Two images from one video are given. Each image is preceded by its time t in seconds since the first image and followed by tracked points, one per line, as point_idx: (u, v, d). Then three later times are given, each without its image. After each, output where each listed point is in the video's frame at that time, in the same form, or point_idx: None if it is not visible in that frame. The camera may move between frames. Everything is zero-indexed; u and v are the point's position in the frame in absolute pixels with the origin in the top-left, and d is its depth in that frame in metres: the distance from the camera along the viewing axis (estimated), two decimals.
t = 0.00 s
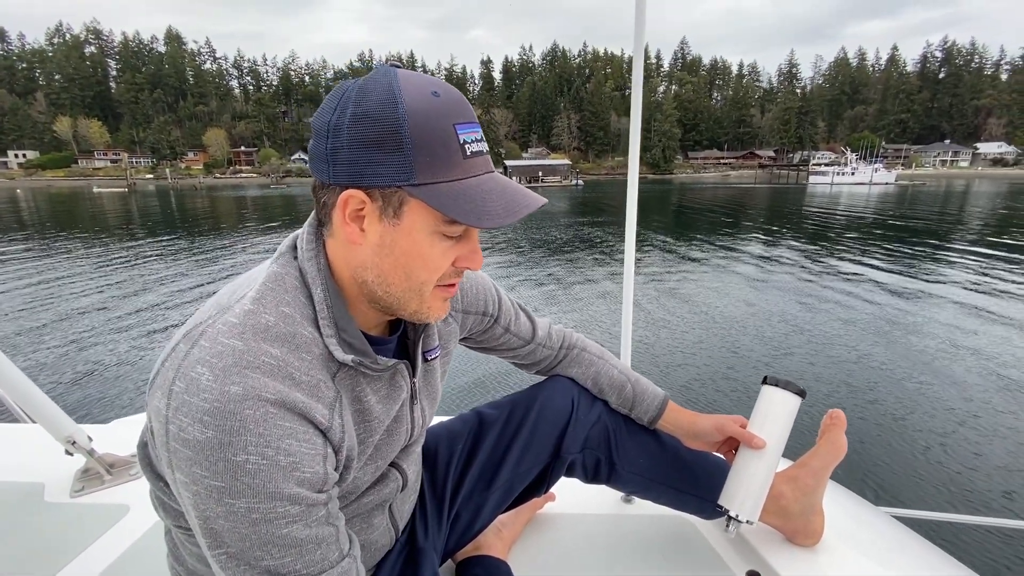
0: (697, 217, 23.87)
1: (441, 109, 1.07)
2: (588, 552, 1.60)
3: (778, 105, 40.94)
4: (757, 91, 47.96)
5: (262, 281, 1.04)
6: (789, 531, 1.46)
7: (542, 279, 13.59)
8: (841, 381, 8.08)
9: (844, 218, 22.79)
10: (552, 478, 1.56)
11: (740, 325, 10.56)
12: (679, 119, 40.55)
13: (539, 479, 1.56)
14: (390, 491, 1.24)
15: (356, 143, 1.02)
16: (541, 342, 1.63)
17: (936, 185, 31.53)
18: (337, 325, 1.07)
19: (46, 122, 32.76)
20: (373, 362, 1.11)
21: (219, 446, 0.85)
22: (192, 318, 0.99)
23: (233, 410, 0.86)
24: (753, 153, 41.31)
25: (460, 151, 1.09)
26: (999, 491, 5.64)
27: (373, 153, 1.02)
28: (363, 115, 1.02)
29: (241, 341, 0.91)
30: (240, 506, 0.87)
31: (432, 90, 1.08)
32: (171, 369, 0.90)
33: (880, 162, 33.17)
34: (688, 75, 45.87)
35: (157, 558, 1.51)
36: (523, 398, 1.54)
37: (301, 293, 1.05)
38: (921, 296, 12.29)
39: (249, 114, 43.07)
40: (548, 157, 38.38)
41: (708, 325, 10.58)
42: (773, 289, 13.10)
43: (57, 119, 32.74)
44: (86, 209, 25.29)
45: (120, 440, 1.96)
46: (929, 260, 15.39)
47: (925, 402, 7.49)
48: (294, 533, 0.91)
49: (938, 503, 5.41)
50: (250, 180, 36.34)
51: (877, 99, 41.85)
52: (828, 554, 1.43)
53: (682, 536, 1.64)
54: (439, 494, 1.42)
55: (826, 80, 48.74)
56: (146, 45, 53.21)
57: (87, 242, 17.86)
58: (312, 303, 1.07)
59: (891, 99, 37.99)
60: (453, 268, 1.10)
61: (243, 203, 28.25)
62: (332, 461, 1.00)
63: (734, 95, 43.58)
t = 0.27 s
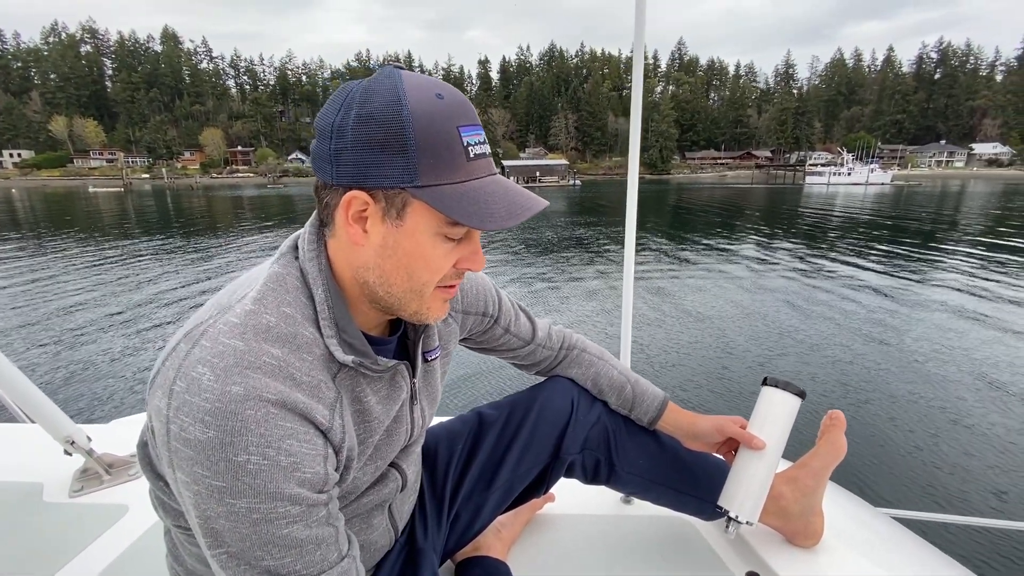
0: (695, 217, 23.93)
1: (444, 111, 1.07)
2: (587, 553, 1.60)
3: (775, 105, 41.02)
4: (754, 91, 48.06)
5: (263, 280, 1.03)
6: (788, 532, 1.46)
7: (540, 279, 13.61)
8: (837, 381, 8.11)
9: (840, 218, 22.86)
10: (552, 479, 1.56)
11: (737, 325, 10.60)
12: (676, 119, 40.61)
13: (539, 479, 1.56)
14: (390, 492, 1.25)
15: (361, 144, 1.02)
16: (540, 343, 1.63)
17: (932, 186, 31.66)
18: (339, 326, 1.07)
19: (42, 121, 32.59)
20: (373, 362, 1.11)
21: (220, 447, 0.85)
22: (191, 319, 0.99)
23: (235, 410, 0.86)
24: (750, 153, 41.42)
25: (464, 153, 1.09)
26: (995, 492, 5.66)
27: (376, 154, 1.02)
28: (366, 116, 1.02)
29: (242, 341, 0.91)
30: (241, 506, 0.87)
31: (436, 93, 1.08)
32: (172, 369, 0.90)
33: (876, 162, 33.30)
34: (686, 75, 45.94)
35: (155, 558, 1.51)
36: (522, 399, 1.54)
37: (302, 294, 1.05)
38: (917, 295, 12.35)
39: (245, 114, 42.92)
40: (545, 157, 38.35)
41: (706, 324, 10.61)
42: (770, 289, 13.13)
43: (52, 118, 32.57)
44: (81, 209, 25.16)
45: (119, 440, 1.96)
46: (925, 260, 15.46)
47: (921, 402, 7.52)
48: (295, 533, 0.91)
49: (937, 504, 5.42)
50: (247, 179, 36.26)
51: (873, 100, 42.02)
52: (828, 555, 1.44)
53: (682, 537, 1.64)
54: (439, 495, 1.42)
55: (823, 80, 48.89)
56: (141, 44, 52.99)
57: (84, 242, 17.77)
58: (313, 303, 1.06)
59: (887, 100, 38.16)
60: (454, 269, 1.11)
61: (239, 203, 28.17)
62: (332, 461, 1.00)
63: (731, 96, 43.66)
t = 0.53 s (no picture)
0: (692, 217, 23.98)
1: (447, 109, 1.07)
2: (591, 554, 1.60)
3: (772, 105, 41.11)
4: (750, 91, 48.17)
5: (265, 275, 1.03)
6: (788, 531, 1.47)
7: (538, 278, 13.63)
8: (835, 381, 8.13)
9: (837, 218, 22.94)
10: (552, 478, 1.56)
11: (734, 325, 10.63)
12: (674, 119, 40.66)
13: (539, 478, 1.57)
14: (391, 491, 1.24)
15: (364, 139, 1.03)
16: (540, 342, 1.63)
17: (928, 186, 31.79)
18: (341, 319, 1.07)
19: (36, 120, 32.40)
20: (376, 355, 1.10)
21: (221, 424, 0.85)
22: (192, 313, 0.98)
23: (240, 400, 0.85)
24: (747, 153, 41.51)
25: (465, 152, 1.09)
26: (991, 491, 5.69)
27: (381, 149, 1.02)
28: (368, 113, 1.02)
29: (245, 327, 0.91)
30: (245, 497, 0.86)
31: (439, 93, 1.09)
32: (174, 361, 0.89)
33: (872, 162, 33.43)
34: (683, 75, 45.98)
35: (157, 558, 1.50)
36: (523, 399, 1.54)
37: (303, 287, 1.05)
38: (913, 295, 12.41)
39: (242, 113, 42.76)
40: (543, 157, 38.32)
41: (703, 324, 10.63)
42: (768, 289, 13.16)
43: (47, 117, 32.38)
44: (77, 208, 25.01)
45: (119, 440, 1.95)
46: (920, 259, 15.54)
47: (918, 402, 7.55)
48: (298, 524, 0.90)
49: (937, 503, 5.43)
50: (244, 179, 36.16)
51: (869, 100, 42.20)
52: (828, 555, 1.44)
53: (683, 537, 1.64)
54: (440, 493, 1.42)
55: (819, 80, 49.04)
56: (137, 42, 52.74)
57: (80, 242, 17.67)
58: (316, 296, 1.06)
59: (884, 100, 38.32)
60: (453, 266, 1.10)
61: (236, 203, 28.09)
62: (333, 448, 0.99)
63: (728, 96, 43.72)
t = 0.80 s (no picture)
0: (689, 216, 24.04)
1: (448, 105, 1.07)
2: (590, 553, 1.60)
3: (769, 104, 41.29)
4: (747, 91, 48.32)
5: (265, 269, 1.03)
6: (788, 531, 1.47)
7: (536, 278, 13.64)
8: (831, 380, 8.15)
9: (833, 218, 23.04)
10: (552, 478, 1.56)
11: (731, 324, 10.67)
12: (671, 118, 40.71)
13: (539, 478, 1.57)
14: (392, 491, 1.24)
15: (363, 134, 1.03)
16: (541, 342, 1.63)
17: (923, 185, 31.94)
18: (341, 309, 1.06)
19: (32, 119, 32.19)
20: (373, 344, 1.09)
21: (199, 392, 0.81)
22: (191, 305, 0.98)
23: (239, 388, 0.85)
24: (744, 153, 41.61)
25: (465, 148, 1.08)
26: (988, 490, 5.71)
27: (384, 142, 1.02)
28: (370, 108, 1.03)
29: (244, 311, 0.91)
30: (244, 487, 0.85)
31: (440, 91, 1.09)
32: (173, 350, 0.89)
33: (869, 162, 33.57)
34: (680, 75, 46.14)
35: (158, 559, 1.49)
36: (524, 399, 1.54)
37: (303, 279, 1.04)
38: (908, 294, 12.47)
39: (238, 112, 42.67)
40: (540, 156, 38.38)
41: (700, 323, 10.67)
42: (764, 288, 13.20)
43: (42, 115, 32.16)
44: (72, 207, 24.86)
45: (120, 441, 1.94)
46: (916, 259, 15.61)
47: (914, 401, 7.58)
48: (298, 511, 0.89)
49: (935, 502, 5.45)
50: (241, 178, 36.05)
51: (866, 100, 42.35)
52: (829, 555, 1.43)
53: (684, 538, 1.64)
54: (440, 492, 1.42)
55: (816, 80, 49.21)
56: (132, 40, 52.49)
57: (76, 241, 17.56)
58: (315, 289, 1.05)
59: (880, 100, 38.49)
60: (451, 262, 1.09)
61: (233, 202, 28.00)
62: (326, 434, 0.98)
63: (725, 95, 43.81)
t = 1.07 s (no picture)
0: (685, 216, 24.10)
1: (442, 97, 1.07)
2: (591, 552, 1.61)
3: (766, 104, 41.42)
4: (744, 90, 48.38)
5: (262, 262, 1.03)
6: (788, 529, 1.47)
7: (533, 277, 13.64)
8: (827, 379, 8.18)
9: (829, 217, 23.12)
10: (551, 478, 1.56)
11: (728, 323, 10.71)
12: (668, 117, 40.73)
13: (538, 479, 1.57)
14: (392, 492, 1.24)
15: (358, 125, 1.03)
16: (539, 341, 1.63)
17: (919, 185, 32.07)
18: (338, 302, 1.06)
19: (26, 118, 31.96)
20: (371, 337, 1.08)
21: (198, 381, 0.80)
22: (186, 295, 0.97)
23: (230, 366, 0.84)
24: (741, 152, 41.69)
25: (458, 141, 1.08)
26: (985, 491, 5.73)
27: (376, 133, 1.02)
28: (367, 99, 1.03)
29: (239, 306, 0.91)
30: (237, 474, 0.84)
31: (435, 84, 1.09)
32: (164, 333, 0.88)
33: (865, 162, 33.71)
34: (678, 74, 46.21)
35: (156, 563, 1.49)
36: (522, 399, 1.54)
37: (300, 271, 1.05)
38: (903, 294, 12.55)
39: (235, 111, 42.52)
40: (538, 155, 38.40)
41: (697, 322, 10.71)
42: (761, 287, 13.25)
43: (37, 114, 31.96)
44: (67, 206, 24.69)
45: (118, 442, 1.93)
46: (911, 258, 15.71)
47: (910, 401, 7.62)
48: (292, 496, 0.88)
49: (932, 502, 5.48)
50: (237, 178, 35.97)
51: (862, 100, 42.49)
52: (827, 554, 1.44)
53: (683, 535, 1.65)
54: (438, 493, 1.43)
55: (812, 79, 49.33)
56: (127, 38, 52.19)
57: (72, 240, 17.45)
58: (313, 280, 1.06)
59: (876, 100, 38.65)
60: (447, 253, 1.09)
61: (230, 201, 27.86)
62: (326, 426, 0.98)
63: (723, 94, 43.87)
